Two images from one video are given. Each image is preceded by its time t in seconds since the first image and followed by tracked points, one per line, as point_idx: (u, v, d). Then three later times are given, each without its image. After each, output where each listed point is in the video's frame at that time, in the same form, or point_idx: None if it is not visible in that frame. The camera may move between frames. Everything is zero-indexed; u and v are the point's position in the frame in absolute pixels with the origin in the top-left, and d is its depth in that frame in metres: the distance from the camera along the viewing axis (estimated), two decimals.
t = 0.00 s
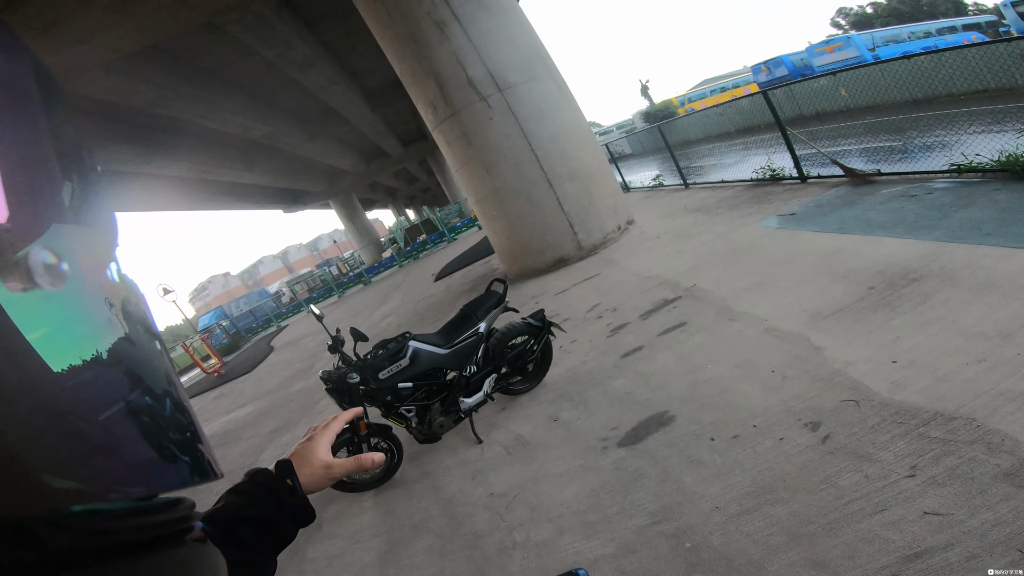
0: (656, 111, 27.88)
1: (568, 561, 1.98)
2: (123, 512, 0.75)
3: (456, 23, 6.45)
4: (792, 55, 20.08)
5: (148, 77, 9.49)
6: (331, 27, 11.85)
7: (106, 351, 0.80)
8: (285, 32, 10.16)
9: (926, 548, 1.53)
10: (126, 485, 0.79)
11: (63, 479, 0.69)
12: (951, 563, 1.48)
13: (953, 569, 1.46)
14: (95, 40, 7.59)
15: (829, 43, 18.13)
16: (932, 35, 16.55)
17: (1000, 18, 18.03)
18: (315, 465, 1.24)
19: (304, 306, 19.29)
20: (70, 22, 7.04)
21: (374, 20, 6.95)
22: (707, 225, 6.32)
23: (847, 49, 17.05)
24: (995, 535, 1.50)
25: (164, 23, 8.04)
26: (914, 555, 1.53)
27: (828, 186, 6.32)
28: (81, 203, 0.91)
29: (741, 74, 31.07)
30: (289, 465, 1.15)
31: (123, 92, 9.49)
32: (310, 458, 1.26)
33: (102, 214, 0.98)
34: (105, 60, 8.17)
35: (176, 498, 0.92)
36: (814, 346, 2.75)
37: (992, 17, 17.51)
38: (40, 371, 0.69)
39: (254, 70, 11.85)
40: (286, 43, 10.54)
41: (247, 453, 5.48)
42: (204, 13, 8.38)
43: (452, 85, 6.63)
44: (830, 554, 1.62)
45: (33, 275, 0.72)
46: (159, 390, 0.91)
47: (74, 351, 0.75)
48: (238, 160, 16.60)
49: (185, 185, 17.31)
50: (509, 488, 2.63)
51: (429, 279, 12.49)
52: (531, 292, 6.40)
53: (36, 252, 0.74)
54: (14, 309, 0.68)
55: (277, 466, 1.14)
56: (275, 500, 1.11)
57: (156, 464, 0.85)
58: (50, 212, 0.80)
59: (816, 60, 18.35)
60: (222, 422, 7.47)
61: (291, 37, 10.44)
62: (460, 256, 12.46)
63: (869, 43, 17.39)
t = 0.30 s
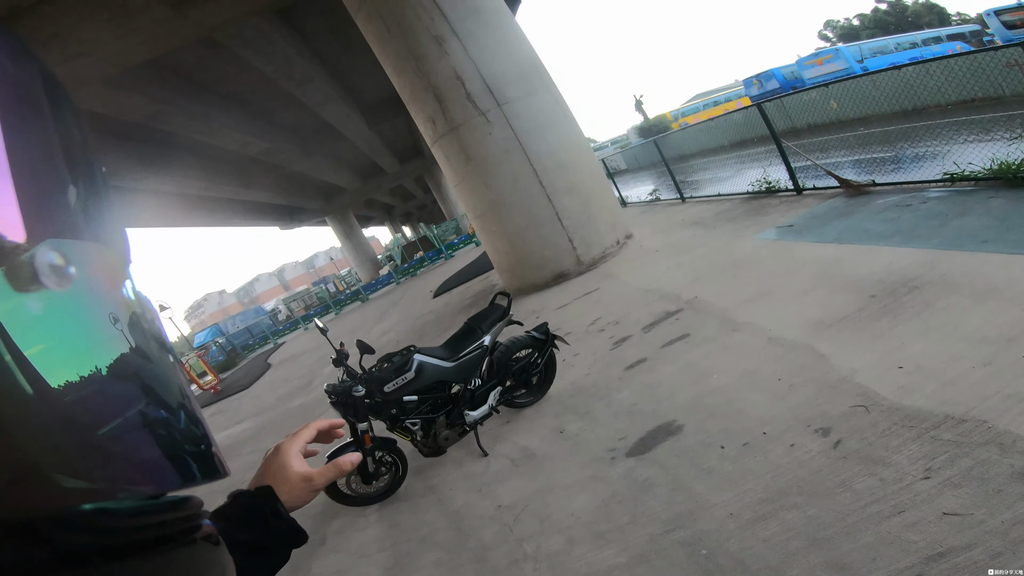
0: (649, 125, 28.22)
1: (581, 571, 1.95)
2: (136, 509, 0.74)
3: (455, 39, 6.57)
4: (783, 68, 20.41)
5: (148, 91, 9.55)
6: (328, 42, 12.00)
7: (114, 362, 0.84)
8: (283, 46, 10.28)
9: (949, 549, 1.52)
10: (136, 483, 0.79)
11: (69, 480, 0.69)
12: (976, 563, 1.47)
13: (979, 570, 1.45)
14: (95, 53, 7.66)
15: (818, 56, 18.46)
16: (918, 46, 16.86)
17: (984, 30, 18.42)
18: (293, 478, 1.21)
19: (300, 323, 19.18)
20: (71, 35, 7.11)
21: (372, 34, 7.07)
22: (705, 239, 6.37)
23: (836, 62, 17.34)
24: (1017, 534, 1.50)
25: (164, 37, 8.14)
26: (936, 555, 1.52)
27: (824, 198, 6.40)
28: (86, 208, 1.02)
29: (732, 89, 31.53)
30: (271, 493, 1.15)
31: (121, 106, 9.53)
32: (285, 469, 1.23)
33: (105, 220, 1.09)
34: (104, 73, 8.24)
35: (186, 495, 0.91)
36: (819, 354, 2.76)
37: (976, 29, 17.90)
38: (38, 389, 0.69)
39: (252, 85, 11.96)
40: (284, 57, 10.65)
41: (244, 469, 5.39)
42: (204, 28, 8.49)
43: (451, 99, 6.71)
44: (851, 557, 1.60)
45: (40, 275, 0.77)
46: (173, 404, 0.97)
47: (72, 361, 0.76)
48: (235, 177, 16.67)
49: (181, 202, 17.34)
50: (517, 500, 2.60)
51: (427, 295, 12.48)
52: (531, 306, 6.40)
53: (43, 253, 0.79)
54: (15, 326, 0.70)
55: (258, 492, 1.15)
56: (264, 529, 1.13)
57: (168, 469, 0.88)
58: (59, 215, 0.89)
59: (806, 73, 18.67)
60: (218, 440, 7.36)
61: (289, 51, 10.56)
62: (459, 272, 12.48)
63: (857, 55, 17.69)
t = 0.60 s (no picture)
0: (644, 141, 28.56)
1: None
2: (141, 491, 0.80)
3: (458, 56, 6.72)
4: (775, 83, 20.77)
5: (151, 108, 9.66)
6: (329, 59, 12.21)
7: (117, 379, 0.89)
8: (285, 62, 10.45)
9: (976, 543, 1.54)
10: (142, 466, 0.84)
11: (77, 467, 0.75)
12: (1003, 555, 1.49)
13: (1007, 563, 1.47)
14: (100, 67, 7.78)
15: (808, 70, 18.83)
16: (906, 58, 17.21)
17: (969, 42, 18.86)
18: (306, 508, 1.32)
19: (299, 340, 19.08)
20: (77, 48, 7.23)
21: (375, 50, 7.21)
22: (706, 252, 6.44)
23: (827, 75, 17.68)
24: None
25: (168, 52, 8.27)
26: (964, 549, 1.54)
27: (822, 210, 6.49)
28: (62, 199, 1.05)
29: (726, 104, 31.99)
30: (289, 519, 1.22)
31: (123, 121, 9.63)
32: (294, 502, 1.34)
33: (84, 211, 1.11)
34: (107, 88, 8.34)
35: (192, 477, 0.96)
36: (828, 361, 2.79)
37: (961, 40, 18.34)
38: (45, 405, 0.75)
39: (253, 101, 12.11)
40: (286, 74, 10.82)
41: (248, 485, 5.33)
42: (208, 44, 8.64)
43: (454, 116, 6.83)
44: (878, 553, 1.62)
45: (21, 259, 0.81)
46: (194, 428, 1.00)
47: (77, 380, 0.82)
48: (235, 194, 16.76)
49: (181, 220, 17.40)
50: (532, 509, 2.61)
51: (428, 312, 12.47)
52: (535, 321, 6.42)
53: (23, 241, 0.84)
54: (11, 336, 0.75)
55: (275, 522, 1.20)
56: (282, 556, 1.16)
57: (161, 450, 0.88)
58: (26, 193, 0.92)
59: (798, 87, 19.03)
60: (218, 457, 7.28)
61: (290, 67, 10.73)
62: (459, 289, 12.51)
63: (848, 68, 18.03)
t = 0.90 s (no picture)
0: (637, 130, 28.52)
1: (621, 557, 1.99)
2: (162, 510, 0.78)
3: (453, 45, 6.66)
4: (767, 71, 20.74)
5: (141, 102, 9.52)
6: (320, 52, 12.06)
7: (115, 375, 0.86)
8: (276, 56, 10.31)
9: (991, 515, 1.58)
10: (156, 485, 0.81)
11: (97, 486, 0.73)
12: (1020, 527, 1.53)
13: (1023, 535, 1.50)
14: (88, 62, 7.65)
15: (800, 58, 18.83)
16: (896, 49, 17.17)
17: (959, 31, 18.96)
18: (279, 495, 1.28)
19: (295, 335, 19.04)
20: (64, 43, 7.11)
21: (369, 41, 7.14)
22: (704, 237, 6.47)
23: (819, 65, 17.74)
24: None
25: (157, 46, 8.14)
26: (981, 521, 1.58)
27: (818, 195, 6.53)
28: (72, 214, 1.00)
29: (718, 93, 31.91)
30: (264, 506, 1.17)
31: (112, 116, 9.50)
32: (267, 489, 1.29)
33: (92, 223, 1.07)
34: (96, 83, 8.20)
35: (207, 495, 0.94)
36: (832, 339, 2.83)
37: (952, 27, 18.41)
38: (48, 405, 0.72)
39: (244, 95, 11.97)
40: (277, 67, 10.68)
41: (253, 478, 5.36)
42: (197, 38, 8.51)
43: (451, 105, 6.79)
44: (896, 527, 1.66)
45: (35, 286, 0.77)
46: (193, 422, 0.99)
47: (79, 378, 0.78)
48: (227, 189, 16.59)
49: (172, 216, 17.21)
50: (544, 493, 2.64)
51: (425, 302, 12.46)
52: (535, 309, 6.45)
53: (37, 263, 0.80)
54: (14, 338, 0.71)
55: (249, 510, 1.15)
56: (265, 543, 1.12)
57: (181, 470, 0.89)
58: (40, 218, 0.87)
59: (790, 76, 19.06)
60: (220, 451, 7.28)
61: (282, 61, 10.60)
62: (456, 279, 12.51)
63: (839, 57, 18.03)
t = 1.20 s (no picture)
0: (627, 107, 28.27)
1: (626, 528, 2.04)
2: (141, 521, 0.76)
3: (441, 23, 6.50)
4: (757, 48, 20.58)
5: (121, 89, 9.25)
6: (303, 34, 11.74)
7: (107, 361, 0.82)
8: (258, 40, 10.02)
9: (992, 483, 1.63)
10: (142, 494, 0.78)
11: (81, 490, 0.71)
12: (1020, 494, 1.57)
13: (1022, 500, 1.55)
14: (63, 50, 7.40)
15: (791, 36, 18.68)
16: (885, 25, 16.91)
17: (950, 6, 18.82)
18: (344, 526, 1.04)
19: (288, 319, 19.00)
20: (37, 31, 6.87)
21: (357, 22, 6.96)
22: (697, 210, 6.47)
23: (808, 43, 17.62)
24: None
25: (134, 32, 7.87)
26: (983, 489, 1.62)
27: (810, 169, 6.56)
28: (92, 216, 0.96)
29: (708, 71, 31.54)
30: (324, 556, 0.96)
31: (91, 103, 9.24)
32: (333, 514, 1.07)
33: (110, 228, 1.02)
34: (73, 71, 7.95)
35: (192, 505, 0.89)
36: (828, 307, 2.87)
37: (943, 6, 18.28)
38: (36, 396, 0.70)
39: (226, 79, 11.66)
40: (260, 51, 10.39)
41: (254, 460, 5.41)
42: (175, 21, 8.23)
43: (440, 83, 6.67)
44: (898, 495, 1.70)
45: (47, 290, 0.76)
46: (157, 381, 0.89)
47: (74, 365, 0.77)
48: (213, 173, 16.30)
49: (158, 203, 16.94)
50: (546, 467, 2.68)
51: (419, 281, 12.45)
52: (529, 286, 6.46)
53: (49, 266, 0.78)
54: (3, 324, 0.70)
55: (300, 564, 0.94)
56: None
57: (171, 476, 0.83)
58: (61, 226, 0.84)
59: (780, 53, 18.93)
60: (219, 435, 7.34)
61: (264, 45, 10.31)
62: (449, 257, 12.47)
63: (828, 36, 17.81)
